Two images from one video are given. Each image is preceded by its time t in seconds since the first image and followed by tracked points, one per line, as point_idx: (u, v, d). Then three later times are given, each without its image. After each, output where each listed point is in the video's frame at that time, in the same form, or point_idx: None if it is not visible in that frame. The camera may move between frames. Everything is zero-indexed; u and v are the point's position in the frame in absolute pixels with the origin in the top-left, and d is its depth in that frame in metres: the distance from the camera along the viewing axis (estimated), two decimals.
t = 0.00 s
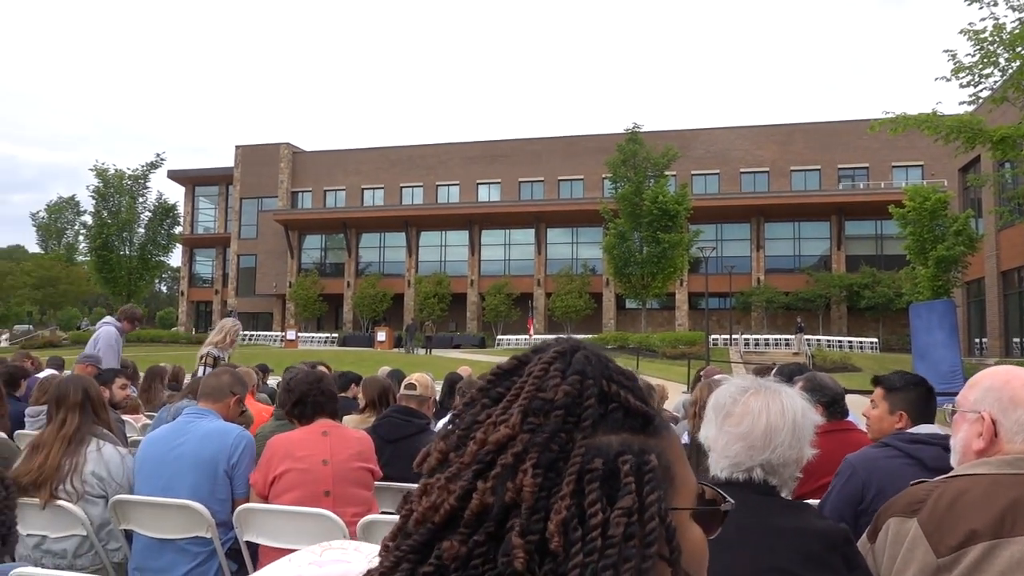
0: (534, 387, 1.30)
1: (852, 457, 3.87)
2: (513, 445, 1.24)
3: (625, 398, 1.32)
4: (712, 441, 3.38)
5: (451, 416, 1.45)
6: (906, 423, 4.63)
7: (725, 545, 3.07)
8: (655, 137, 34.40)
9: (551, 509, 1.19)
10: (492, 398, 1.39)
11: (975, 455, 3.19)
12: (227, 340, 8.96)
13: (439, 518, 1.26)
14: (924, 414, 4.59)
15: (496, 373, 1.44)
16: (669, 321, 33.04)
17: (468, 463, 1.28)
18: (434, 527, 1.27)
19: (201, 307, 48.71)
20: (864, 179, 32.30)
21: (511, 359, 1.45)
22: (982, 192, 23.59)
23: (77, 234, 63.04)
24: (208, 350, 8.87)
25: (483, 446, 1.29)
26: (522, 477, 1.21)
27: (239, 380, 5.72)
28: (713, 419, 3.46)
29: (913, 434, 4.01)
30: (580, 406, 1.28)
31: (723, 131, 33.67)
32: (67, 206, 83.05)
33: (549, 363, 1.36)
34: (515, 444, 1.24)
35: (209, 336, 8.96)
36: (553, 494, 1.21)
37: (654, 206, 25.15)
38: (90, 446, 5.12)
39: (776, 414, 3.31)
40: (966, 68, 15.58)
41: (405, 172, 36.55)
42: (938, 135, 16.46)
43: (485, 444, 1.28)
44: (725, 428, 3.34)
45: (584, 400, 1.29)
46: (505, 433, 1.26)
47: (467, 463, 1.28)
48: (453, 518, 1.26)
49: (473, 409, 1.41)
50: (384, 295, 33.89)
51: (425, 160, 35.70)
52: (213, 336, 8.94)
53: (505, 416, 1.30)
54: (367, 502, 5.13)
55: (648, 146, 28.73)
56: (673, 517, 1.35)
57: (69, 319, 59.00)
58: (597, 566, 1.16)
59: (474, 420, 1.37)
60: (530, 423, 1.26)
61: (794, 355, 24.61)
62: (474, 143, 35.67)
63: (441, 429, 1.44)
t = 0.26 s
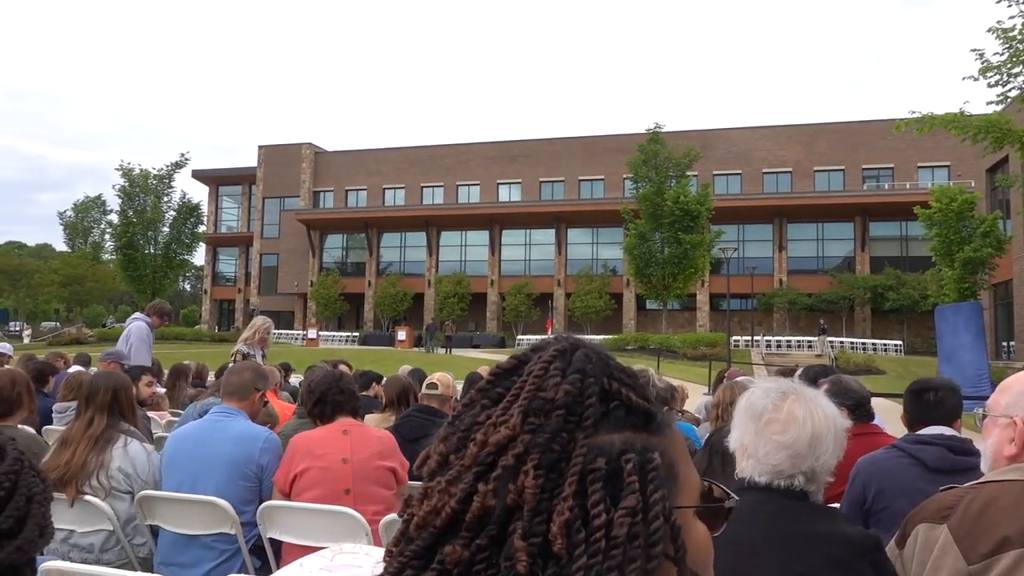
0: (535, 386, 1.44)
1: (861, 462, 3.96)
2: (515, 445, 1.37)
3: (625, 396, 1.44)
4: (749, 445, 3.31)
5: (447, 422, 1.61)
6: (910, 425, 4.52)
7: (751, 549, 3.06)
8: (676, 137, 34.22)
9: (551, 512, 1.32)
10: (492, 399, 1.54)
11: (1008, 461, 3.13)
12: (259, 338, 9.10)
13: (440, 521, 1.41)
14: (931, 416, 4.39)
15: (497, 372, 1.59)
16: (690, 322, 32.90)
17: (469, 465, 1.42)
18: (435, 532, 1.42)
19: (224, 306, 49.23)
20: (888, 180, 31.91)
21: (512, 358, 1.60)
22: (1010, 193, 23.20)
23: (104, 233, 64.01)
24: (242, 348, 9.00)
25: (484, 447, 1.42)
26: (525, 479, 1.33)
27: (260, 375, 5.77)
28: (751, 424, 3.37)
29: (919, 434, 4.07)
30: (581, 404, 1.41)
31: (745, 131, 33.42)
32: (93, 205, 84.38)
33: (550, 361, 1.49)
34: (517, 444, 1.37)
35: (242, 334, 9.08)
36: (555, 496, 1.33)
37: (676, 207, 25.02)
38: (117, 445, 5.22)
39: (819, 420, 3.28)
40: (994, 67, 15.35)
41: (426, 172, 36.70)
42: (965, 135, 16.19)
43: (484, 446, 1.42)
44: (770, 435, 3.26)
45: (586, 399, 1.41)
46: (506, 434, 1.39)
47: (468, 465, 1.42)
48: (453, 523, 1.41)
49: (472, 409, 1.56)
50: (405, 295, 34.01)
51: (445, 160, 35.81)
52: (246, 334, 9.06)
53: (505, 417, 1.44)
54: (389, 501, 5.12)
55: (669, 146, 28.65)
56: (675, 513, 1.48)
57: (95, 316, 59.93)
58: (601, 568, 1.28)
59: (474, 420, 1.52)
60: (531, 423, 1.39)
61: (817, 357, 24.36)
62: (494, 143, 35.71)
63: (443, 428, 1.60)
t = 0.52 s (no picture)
0: (542, 388, 1.60)
1: (885, 465, 3.91)
2: (524, 447, 1.53)
3: (631, 396, 1.61)
4: (777, 449, 3.27)
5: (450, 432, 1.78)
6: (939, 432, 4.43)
7: (778, 555, 3.04)
8: (698, 137, 34.02)
9: (563, 521, 1.47)
10: (497, 404, 1.71)
11: None
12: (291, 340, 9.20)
13: (451, 530, 1.57)
14: (958, 423, 4.31)
15: (503, 376, 1.76)
16: (712, 323, 32.67)
17: (478, 472, 1.58)
18: (446, 542, 1.58)
19: (247, 307, 49.69)
20: (914, 179, 31.49)
21: (517, 362, 1.77)
22: None
23: (130, 235, 64.90)
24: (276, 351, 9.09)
25: (493, 453, 1.58)
26: (536, 485, 1.49)
27: (280, 376, 5.83)
28: (778, 426, 3.33)
29: (945, 439, 3.99)
30: (589, 405, 1.56)
31: (768, 131, 33.13)
32: (119, 208, 85.66)
33: (556, 363, 1.66)
34: (526, 447, 1.52)
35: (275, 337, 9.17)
36: (566, 500, 1.48)
37: (698, 207, 24.86)
38: (145, 444, 5.29)
39: (847, 421, 3.26)
40: None
41: (448, 173, 36.82)
42: (994, 134, 15.95)
43: (491, 454, 1.58)
44: (800, 439, 3.22)
45: (593, 399, 1.57)
46: (515, 438, 1.54)
47: (478, 472, 1.59)
48: (464, 530, 1.57)
49: (477, 415, 1.73)
50: (426, 295, 34.13)
51: (467, 161, 35.91)
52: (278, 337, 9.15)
53: (514, 421, 1.59)
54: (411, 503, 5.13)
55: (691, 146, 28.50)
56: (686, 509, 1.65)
57: (121, 317, 60.79)
58: (615, 568, 1.43)
59: (481, 426, 1.68)
60: (540, 426, 1.54)
61: (841, 359, 24.12)
62: (515, 143, 35.73)
63: (450, 436, 1.77)
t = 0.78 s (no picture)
0: (566, 388, 1.59)
1: (921, 469, 3.85)
2: (550, 449, 1.53)
3: (656, 396, 1.60)
4: (808, 451, 3.23)
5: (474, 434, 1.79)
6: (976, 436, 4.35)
7: (809, 557, 3.00)
8: (723, 136, 33.76)
9: (589, 522, 1.47)
10: (522, 404, 1.72)
11: None
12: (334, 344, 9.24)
13: (477, 532, 1.58)
14: (997, 429, 4.23)
15: (526, 377, 1.76)
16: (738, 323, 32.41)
17: (504, 473, 1.59)
18: (473, 543, 1.59)
19: (274, 309, 50.25)
20: (945, 176, 30.96)
21: (541, 362, 1.77)
22: None
23: (159, 239, 65.92)
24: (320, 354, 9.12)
25: (518, 455, 1.58)
26: (562, 485, 1.49)
27: (308, 377, 5.87)
28: (809, 429, 3.29)
29: (986, 444, 3.91)
30: (614, 404, 1.56)
31: (794, 129, 32.78)
32: (148, 212, 87.04)
33: (580, 364, 1.65)
34: (552, 449, 1.53)
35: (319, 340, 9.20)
36: (593, 500, 1.48)
37: (723, 207, 24.67)
38: (174, 446, 5.37)
39: (879, 423, 3.22)
40: None
41: (471, 175, 36.93)
42: None
43: (515, 454, 1.59)
44: (832, 441, 3.18)
45: (618, 400, 1.56)
46: (540, 439, 1.55)
47: (503, 473, 1.59)
48: (490, 532, 1.58)
49: (501, 416, 1.74)
50: (450, 297, 34.26)
51: (490, 163, 35.99)
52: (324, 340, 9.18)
53: (539, 422, 1.59)
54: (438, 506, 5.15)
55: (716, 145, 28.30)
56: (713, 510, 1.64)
57: (151, 320, 61.77)
58: (643, 569, 1.42)
59: (506, 428, 1.69)
60: (565, 427, 1.54)
61: (870, 360, 23.79)
62: (538, 145, 35.74)
63: (475, 436, 1.77)
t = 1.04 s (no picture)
0: (601, 391, 1.58)
1: (966, 472, 3.78)
2: (586, 452, 1.52)
3: (692, 400, 1.59)
4: (837, 456, 3.19)
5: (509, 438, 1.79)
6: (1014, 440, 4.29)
7: (838, 562, 2.97)
8: (745, 137, 33.50)
9: (625, 526, 1.46)
10: (558, 408, 1.70)
11: None
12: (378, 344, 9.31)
13: (513, 534, 1.58)
14: None
15: (561, 381, 1.75)
16: (761, 326, 32.15)
17: (539, 477, 1.59)
18: (508, 546, 1.59)
19: (297, 312, 50.66)
20: (973, 177, 30.45)
21: (575, 366, 1.76)
22: None
23: (184, 243, 66.72)
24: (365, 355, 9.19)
25: (553, 457, 1.58)
26: (598, 489, 1.48)
27: (337, 380, 5.92)
28: (837, 433, 3.25)
29: None
30: (650, 409, 1.54)
31: (818, 130, 32.45)
32: (174, 215, 88.20)
33: (614, 368, 1.64)
34: (588, 452, 1.52)
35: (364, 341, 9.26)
36: (629, 504, 1.47)
37: (746, 209, 24.48)
38: (202, 448, 5.43)
39: (911, 428, 3.17)
40: None
41: (492, 178, 37.00)
42: None
43: (549, 459, 1.58)
44: (862, 446, 3.13)
45: (654, 404, 1.55)
46: (576, 443, 1.54)
47: (538, 477, 1.58)
48: (526, 535, 1.58)
49: (537, 421, 1.73)
50: (471, 300, 34.31)
51: (511, 166, 36.03)
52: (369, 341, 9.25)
53: (575, 426, 1.58)
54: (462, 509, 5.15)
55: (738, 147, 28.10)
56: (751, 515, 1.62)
57: (176, 323, 62.53)
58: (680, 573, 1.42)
59: (541, 431, 1.67)
60: (601, 431, 1.53)
61: (897, 363, 23.46)
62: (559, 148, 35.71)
63: (510, 440, 1.76)
